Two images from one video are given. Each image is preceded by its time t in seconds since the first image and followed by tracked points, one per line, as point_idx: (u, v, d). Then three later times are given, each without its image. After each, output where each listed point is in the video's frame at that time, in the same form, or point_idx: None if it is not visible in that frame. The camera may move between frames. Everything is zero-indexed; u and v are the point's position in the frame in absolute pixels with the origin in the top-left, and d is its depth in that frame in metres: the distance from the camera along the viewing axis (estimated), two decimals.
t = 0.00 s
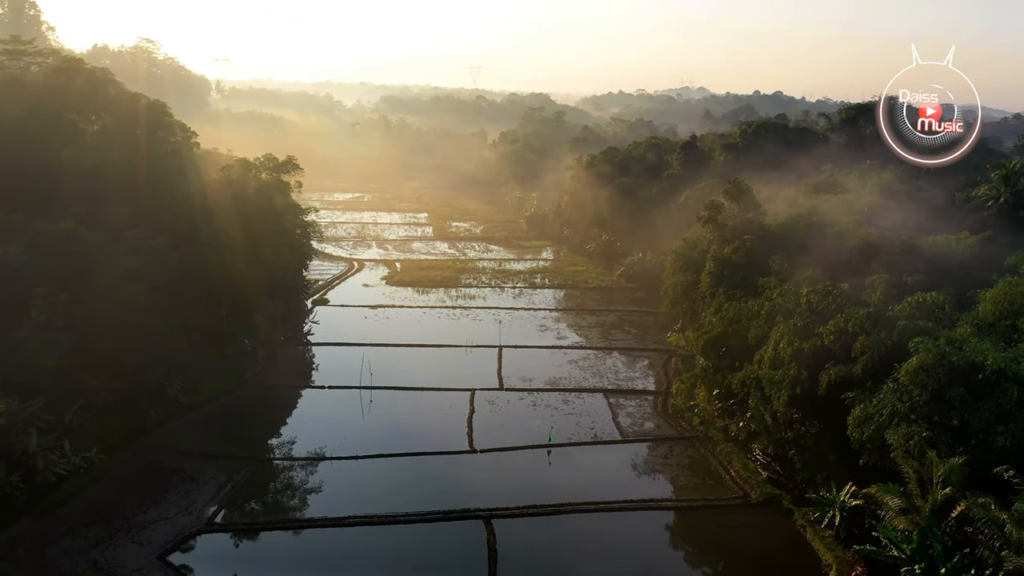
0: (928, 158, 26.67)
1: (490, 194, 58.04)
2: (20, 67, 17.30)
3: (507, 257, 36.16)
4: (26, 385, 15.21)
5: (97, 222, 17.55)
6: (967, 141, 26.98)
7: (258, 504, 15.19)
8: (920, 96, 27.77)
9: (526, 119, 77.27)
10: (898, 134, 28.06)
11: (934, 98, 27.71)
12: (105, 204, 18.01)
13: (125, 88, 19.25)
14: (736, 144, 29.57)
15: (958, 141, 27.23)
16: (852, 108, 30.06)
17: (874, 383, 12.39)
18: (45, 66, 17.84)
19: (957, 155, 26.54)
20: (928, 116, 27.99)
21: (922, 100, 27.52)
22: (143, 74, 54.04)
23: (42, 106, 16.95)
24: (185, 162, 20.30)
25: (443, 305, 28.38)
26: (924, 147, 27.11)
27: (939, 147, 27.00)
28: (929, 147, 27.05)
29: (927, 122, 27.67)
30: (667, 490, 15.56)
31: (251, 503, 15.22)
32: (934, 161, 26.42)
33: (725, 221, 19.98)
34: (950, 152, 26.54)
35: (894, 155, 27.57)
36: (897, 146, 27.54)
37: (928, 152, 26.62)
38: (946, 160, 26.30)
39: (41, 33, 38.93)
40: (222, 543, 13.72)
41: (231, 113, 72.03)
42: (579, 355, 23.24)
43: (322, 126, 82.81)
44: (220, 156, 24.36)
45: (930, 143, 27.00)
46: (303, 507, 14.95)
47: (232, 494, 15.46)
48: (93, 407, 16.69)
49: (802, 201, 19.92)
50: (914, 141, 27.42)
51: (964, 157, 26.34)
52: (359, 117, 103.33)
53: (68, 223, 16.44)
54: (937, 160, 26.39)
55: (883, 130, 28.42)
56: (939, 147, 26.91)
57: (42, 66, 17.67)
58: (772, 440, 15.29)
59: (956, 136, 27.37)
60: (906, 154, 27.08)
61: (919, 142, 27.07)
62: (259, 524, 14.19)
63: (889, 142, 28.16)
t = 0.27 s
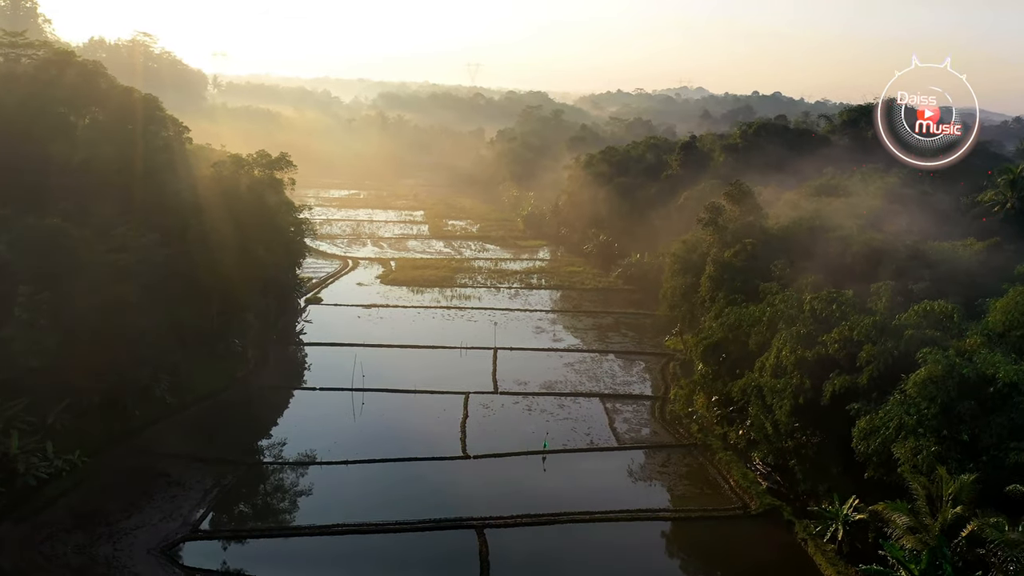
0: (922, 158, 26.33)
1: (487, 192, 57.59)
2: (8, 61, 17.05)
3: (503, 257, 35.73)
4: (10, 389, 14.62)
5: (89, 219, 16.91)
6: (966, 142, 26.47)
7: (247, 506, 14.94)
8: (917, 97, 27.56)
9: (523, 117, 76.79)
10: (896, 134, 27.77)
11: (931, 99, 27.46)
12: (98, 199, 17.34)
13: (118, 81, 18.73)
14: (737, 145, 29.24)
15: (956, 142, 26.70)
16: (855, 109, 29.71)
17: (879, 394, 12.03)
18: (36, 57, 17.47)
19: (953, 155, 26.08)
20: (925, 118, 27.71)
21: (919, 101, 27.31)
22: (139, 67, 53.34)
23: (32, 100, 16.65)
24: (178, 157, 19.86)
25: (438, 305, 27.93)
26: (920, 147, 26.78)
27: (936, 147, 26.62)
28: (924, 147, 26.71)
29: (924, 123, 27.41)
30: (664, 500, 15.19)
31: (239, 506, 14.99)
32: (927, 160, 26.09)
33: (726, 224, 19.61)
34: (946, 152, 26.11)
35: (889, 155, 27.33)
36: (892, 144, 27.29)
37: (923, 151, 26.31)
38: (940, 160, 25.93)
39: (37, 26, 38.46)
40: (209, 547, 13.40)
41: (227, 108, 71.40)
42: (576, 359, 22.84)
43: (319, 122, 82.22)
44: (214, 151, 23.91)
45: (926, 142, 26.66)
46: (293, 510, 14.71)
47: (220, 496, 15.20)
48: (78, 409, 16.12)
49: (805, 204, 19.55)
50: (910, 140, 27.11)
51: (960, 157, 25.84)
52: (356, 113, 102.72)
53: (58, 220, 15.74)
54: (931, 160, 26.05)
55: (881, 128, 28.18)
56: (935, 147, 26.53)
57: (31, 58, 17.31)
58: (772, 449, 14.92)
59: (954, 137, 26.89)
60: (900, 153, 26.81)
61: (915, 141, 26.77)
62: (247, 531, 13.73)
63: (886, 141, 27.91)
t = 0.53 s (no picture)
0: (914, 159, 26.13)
1: (483, 191, 57.13)
2: None
3: (499, 257, 35.30)
4: None
5: (75, 218, 16.38)
6: (962, 141, 25.98)
7: (237, 511, 14.58)
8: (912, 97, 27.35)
9: (520, 117, 76.32)
10: (891, 133, 27.56)
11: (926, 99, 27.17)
12: (84, 198, 16.86)
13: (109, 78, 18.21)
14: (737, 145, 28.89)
15: (951, 141, 26.24)
16: (857, 110, 29.35)
17: (886, 406, 11.66)
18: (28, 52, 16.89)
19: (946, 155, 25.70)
20: (921, 118, 27.41)
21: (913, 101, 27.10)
22: (136, 64, 52.81)
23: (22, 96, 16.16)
24: (170, 156, 19.38)
25: (432, 306, 27.49)
26: (914, 147, 26.52)
27: (930, 147, 26.31)
28: (917, 147, 26.48)
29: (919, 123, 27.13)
30: (663, 510, 14.81)
31: (230, 510, 14.66)
32: (918, 161, 25.88)
33: (727, 226, 19.23)
34: (939, 152, 25.76)
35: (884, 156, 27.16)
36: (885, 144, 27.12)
37: (914, 151, 26.10)
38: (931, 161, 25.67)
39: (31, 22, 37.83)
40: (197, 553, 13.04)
41: (222, 105, 70.72)
42: (573, 362, 22.44)
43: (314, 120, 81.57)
44: (206, 150, 23.43)
45: (919, 142, 26.40)
46: (284, 515, 14.35)
47: (210, 501, 14.83)
48: (62, 415, 15.56)
49: (807, 207, 19.19)
50: (904, 140, 26.90)
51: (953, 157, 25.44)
52: (352, 111, 102.07)
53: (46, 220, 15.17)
54: (922, 160, 25.84)
55: (876, 128, 28.03)
56: (930, 147, 26.21)
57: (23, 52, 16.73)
58: (773, 459, 14.55)
59: (950, 136, 26.43)
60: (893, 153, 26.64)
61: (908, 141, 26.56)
62: (236, 541, 13.24)
63: (881, 141, 27.74)
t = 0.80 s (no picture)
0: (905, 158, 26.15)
1: (480, 192, 56.70)
2: None
3: (496, 258, 34.88)
4: None
5: (65, 223, 15.92)
6: (956, 142, 25.91)
7: (230, 519, 14.21)
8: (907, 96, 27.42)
9: (517, 116, 75.94)
10: (886, 132, 27.58)
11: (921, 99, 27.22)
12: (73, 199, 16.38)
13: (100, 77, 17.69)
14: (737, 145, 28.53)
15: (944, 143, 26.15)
16: (857, 109, 29.01)
17: (897, 415, 11.31)
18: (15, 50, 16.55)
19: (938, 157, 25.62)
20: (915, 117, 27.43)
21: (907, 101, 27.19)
22: (130, 63, 52.25)
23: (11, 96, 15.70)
24: (163, 156, 18.86)
25: (428, 309, 27.06)
26: (908, 148, 26.32)
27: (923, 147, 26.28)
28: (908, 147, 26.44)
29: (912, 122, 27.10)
30: (665, 520, 14.44)
31: (222, 517, 14.27)
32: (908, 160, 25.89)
33: (728, 228, 18.85)
34: (932, 154, 25.52)
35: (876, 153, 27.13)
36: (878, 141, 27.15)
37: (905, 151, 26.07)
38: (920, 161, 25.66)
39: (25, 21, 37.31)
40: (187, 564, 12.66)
41: (217, 105, 70.14)
42: (571, 366, 22.05)
43: (310, 119, 81.02)
44: (197, 151, 22.98)
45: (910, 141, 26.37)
46: (277, 523, 13.99)
47: (201, 508, 14.45)
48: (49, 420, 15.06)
49: (810, 208, 18.83)
50: (897, 138, 26.91)
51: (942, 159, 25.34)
52: (348, 111, 101.51)
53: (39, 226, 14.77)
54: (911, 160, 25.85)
55: (871, 126, 28.03)
56: (924, 149, 25.97)
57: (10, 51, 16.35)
58: (777, 469, 14.19)
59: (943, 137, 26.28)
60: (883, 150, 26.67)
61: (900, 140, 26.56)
62: (227, 551, 12.88)
63: (876, 141, 27.60)
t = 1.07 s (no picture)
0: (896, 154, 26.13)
1: (476, 193, 56.26)
2: None
3: (493, 261, 34.47)
4: None
5: (54, 231, 15.33)
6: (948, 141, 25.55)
7: (224, 529, 13.88)
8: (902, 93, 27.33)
9: (514, 116, 75.53)
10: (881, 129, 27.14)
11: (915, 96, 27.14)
12: (62, 205, 15.82)
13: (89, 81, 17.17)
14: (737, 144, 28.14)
15: (936, 139, 26.02)
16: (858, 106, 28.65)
17: (909, 424, 10.97)
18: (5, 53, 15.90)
19: (929, 154, 25.55)
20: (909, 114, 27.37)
21: (901, 96, 27.10)
22: (125, 67, 51.63)
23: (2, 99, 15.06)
24: (155, 158, 18.33)
25: (424, 313, 26.64)
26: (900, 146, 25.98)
27: (915, 143, 26.21)
28: (901, 142, 26.37)
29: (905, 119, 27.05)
30: (670, 530, 14.07)
31: (217, 527, 13.93)
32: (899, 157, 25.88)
33: (730, 230, 18.46)
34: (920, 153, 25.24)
35: (870, 148, 27.02)
36: (871, 135, 27.09)
37: (896, 146, 26.02)
38: (910, 158, 25.64)
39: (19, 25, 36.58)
40: None
41: (212, 108, 69.54)
42: (570, 371, 21.66)
43: (305, 121, 80.44)
44: (188, 155, 22.50)
45: (902, 137, 26.31)
46: (273, 534, 13.66)
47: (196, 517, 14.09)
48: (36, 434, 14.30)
49: (814, 208, 18.46)
50: (890, 133, 26.84)
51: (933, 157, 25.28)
52: (343, 113, 100.97)
53: (29, 235, 14.19)
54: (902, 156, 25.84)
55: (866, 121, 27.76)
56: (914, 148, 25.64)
57: None
58: (783, 477, 13.86)
59: (935, 133, 26.18)
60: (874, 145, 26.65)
61: (892, 135, 26.49)
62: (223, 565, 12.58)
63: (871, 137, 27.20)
